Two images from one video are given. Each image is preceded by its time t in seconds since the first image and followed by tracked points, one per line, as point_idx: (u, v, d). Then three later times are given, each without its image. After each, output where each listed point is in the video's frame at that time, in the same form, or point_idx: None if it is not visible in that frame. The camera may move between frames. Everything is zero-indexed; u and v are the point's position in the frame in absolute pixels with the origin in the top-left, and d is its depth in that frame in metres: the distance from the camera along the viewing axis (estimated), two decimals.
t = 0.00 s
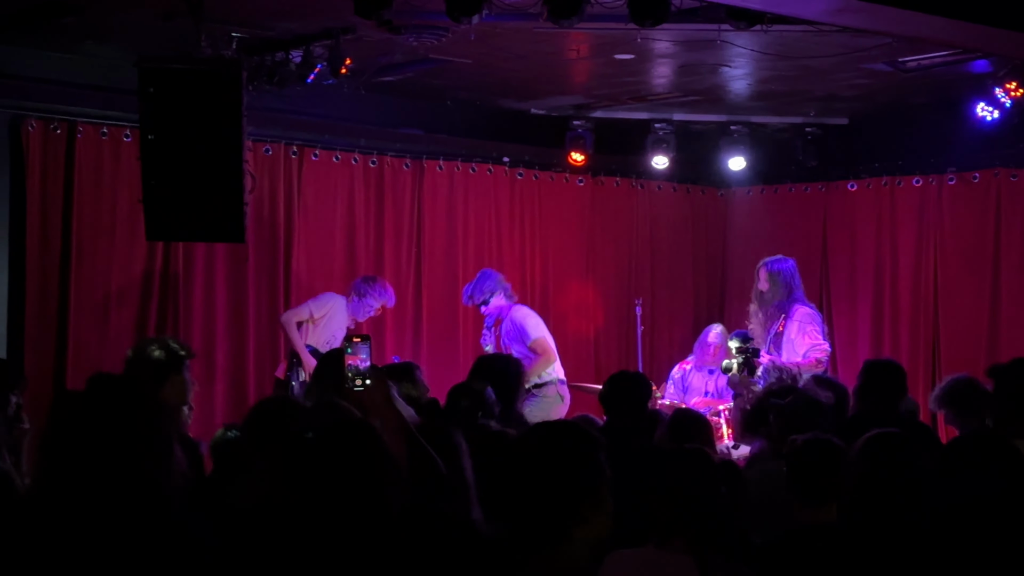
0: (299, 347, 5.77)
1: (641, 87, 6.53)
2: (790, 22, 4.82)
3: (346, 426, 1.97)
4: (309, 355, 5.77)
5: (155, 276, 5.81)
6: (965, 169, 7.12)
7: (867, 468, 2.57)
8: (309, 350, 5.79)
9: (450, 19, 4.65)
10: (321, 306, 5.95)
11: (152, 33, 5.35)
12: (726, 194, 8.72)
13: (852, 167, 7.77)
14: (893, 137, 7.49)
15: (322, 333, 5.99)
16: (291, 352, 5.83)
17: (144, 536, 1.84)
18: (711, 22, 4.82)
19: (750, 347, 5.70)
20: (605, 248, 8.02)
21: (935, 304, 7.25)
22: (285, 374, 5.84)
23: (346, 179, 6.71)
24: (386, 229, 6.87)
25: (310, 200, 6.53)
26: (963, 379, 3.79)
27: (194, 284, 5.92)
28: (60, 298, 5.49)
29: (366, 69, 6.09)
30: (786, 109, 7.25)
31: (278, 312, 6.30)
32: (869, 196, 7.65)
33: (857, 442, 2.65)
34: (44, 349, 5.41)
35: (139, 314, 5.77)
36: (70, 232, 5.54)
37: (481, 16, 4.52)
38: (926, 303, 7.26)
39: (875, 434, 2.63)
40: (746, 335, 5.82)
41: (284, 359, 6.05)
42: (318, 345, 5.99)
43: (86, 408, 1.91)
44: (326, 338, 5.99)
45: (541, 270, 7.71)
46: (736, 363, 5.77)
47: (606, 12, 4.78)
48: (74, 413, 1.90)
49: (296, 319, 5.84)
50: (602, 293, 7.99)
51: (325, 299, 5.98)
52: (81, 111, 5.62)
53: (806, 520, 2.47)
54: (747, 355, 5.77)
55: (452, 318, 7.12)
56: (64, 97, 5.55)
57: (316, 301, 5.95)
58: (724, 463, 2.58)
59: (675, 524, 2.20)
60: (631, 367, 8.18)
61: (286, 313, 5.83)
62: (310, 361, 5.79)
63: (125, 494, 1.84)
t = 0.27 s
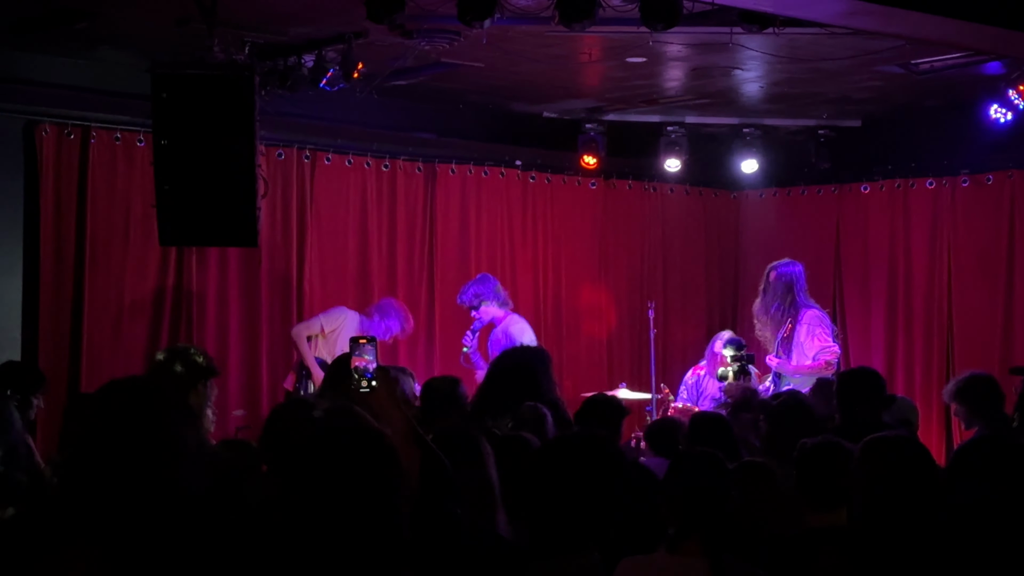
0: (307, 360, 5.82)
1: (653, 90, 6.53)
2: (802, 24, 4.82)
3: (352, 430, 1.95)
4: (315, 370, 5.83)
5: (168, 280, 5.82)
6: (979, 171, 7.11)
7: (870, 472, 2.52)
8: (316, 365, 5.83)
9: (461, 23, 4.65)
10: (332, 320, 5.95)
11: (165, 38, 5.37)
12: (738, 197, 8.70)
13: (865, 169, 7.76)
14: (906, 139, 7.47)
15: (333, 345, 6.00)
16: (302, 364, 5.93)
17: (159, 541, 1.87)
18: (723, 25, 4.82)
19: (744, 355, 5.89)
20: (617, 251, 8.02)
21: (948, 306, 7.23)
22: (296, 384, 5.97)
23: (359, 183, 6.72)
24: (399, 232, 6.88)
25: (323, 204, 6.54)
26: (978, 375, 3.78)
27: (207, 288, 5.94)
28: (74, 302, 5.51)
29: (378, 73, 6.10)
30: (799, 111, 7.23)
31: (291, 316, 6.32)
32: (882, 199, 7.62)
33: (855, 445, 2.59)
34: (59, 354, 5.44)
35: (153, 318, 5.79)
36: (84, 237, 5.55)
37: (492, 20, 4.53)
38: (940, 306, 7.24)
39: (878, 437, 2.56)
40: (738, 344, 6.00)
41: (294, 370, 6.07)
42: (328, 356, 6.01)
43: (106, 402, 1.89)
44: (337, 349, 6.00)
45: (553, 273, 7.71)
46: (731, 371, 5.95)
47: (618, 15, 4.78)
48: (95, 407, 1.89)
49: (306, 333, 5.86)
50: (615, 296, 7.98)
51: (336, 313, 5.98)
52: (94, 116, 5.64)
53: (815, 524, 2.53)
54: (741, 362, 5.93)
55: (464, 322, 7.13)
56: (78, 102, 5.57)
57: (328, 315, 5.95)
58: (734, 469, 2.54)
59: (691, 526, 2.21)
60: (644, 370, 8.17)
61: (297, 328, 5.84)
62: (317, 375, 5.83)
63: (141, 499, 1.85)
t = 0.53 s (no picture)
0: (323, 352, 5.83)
1: (664, 90, 6.52)
2: (813, 24, 4.80)
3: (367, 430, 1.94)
4: (332, 358, 5.81)
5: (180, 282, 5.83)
6: (991, 170, 7.09)
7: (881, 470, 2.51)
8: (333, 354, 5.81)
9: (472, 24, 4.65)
10: (344, 311, 5.99)
11: (177, 40, 5.38)
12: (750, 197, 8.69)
13: (877, 169, 7.74)
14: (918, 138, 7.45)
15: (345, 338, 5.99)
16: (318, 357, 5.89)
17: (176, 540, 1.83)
18: (734, 25, 4.82)
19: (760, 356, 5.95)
20: (628, 252, 8.01)
21: (961, 306, 7.21)
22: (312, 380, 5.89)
23: (370, 185, 6.73)
24: (410, 233, 6.89)
25: (334, 206, 6.55)
26: (990, 376, 3.76)
27: (219, 289, 5.95)
28: (86, 304, 5.52)
29: (389, 74, 6.11)
30: (810, 111, 7.22)
31: (303, 317, 6.32)
32: (894, 199, 7.60)
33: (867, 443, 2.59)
34: (71, 355, 5.45)
35: (165, 320, 5.80)
36: (96, 239, 5.56)
37: (503, 21, 4.52)
38: (953, 306, 7.22)
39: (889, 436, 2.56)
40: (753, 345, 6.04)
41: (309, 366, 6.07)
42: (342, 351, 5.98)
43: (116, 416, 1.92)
44: (349, 343, 6.00)
45: (565, 275, 7.71)
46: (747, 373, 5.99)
47: (629, 16, 4.78)
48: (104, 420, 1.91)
49: (319, 326, 5.89)
50: (626, 297, 7.98)
51: (348, 304, 6.01)
52: (106, 118, 5.66)
53: (823, 525, 2.57)
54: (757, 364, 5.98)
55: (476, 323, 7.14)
56: (90, 105, 5.58)
57: (339, 307, 5.99)
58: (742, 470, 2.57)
59: (701, 527, 2.19)
60: (656, 371, 8.16)
61: (310, 319, 5.87)
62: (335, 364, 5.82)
63: (150, 504, 1.84)
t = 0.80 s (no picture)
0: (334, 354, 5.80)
1: (675, 90, 6.51)
2: (825, 23, 4.79)
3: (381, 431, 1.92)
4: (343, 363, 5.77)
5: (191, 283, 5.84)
6: (1003, 170, 7.06)
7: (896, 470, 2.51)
8: (345, 358, 5.77)
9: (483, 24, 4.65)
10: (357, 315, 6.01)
11: (188, 41, 5.39)
12: (761, 198, 8.67)
13: (889, 168, 7.72)
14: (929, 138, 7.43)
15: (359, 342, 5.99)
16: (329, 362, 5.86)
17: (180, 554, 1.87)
18: (746, 24, 4.81)
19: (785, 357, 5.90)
20: (638, 252, 8.00)
21: (973, 305, 7.19)
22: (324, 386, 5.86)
23: (381, 186, 6.73)
24: (420, 234, 6.89)
25: (345, 206, 6.55)
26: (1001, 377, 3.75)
27: (230, 290, 5.96)
28: (98, 305, 5.53)
29: (400, 75, 6.11)
30: (821, 111, 7.20)
31: (314, 318, 6.32)
32: (906, 199, 7.58)
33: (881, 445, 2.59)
34: (83, 357, 5.45)
35: (176, 321, 5.81)
36: (108, 239, 5.57)
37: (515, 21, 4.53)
38: (966, 304, 7.20)
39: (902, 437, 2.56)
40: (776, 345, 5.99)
41: (321, 367, 6.09)
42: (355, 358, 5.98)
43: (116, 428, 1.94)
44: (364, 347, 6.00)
45: (576, 275, 7.69)
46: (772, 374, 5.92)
47: (640, 16, 4.78)
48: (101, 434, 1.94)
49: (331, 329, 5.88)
50: (637, 297, 7.97)
51: (359, 309, 6.04)
52: (118, 120, 5.66)
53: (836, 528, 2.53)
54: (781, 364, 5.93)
55: (486, 323, 7.13)
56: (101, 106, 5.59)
57: (350, 311, 6.01)
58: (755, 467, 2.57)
59: (718, 532, 2.20)
60: (667, 372, 8.15)
61: (321, 325, 5.87)
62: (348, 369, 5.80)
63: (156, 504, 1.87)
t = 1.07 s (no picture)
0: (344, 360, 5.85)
1: (682, 94, 6.51)
2: (832, 28, 4.79)
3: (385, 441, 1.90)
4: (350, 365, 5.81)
5: (198, 287, 5.84)
6: (1011, 174, 7.05)
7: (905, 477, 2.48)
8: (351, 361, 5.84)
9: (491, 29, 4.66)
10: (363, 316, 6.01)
11: (196, 46, 5.40)
12: (768, 202, 8.67)
13: (896, 172, 7.71)
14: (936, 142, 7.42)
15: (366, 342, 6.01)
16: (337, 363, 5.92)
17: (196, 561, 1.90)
18: (753, 29, 4.81)
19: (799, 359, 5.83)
20: (645, 256, 8.00)
21: (981, 309, 7.17)
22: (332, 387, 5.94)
23: (388, 190, 6.73)
24: (427, 238, 6.89)
25: (352, 210, 6.56)
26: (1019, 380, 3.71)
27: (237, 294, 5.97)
28: (105, 310, 5.54)
29: (407, 80, 6.11)
30: (828, 115, 7.19)
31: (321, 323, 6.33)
32: (913, 203, 7.57)
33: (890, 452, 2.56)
34: (90, 361, 5.46)
35: (183, 326, 5.82)
36: (116, 244, 5.58)
37: (521, 26, 4.52)
38: (974, 308, 7.18)
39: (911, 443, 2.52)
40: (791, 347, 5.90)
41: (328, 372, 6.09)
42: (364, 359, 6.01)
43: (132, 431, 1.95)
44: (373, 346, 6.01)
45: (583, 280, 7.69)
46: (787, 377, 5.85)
47: (647, 20, 4.78)
48: (115, 441, 1.94)
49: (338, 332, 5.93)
50: (644, 301, 7.96)
51: (366, 309, 6.04)
52: (125, 125, 5.67)
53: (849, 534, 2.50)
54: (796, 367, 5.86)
55: (493, 328, 7.13)
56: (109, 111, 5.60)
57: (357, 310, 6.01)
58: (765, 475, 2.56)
59: (726, 534, 2.18)
60: (674, 377, 8.14)
61: (327, 327, 5.90)
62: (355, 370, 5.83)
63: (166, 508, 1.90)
